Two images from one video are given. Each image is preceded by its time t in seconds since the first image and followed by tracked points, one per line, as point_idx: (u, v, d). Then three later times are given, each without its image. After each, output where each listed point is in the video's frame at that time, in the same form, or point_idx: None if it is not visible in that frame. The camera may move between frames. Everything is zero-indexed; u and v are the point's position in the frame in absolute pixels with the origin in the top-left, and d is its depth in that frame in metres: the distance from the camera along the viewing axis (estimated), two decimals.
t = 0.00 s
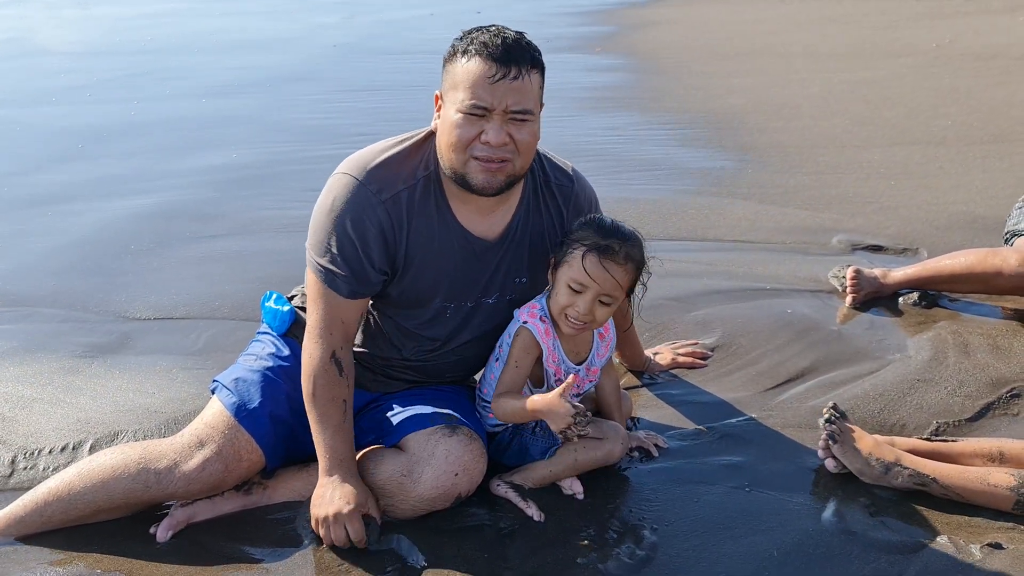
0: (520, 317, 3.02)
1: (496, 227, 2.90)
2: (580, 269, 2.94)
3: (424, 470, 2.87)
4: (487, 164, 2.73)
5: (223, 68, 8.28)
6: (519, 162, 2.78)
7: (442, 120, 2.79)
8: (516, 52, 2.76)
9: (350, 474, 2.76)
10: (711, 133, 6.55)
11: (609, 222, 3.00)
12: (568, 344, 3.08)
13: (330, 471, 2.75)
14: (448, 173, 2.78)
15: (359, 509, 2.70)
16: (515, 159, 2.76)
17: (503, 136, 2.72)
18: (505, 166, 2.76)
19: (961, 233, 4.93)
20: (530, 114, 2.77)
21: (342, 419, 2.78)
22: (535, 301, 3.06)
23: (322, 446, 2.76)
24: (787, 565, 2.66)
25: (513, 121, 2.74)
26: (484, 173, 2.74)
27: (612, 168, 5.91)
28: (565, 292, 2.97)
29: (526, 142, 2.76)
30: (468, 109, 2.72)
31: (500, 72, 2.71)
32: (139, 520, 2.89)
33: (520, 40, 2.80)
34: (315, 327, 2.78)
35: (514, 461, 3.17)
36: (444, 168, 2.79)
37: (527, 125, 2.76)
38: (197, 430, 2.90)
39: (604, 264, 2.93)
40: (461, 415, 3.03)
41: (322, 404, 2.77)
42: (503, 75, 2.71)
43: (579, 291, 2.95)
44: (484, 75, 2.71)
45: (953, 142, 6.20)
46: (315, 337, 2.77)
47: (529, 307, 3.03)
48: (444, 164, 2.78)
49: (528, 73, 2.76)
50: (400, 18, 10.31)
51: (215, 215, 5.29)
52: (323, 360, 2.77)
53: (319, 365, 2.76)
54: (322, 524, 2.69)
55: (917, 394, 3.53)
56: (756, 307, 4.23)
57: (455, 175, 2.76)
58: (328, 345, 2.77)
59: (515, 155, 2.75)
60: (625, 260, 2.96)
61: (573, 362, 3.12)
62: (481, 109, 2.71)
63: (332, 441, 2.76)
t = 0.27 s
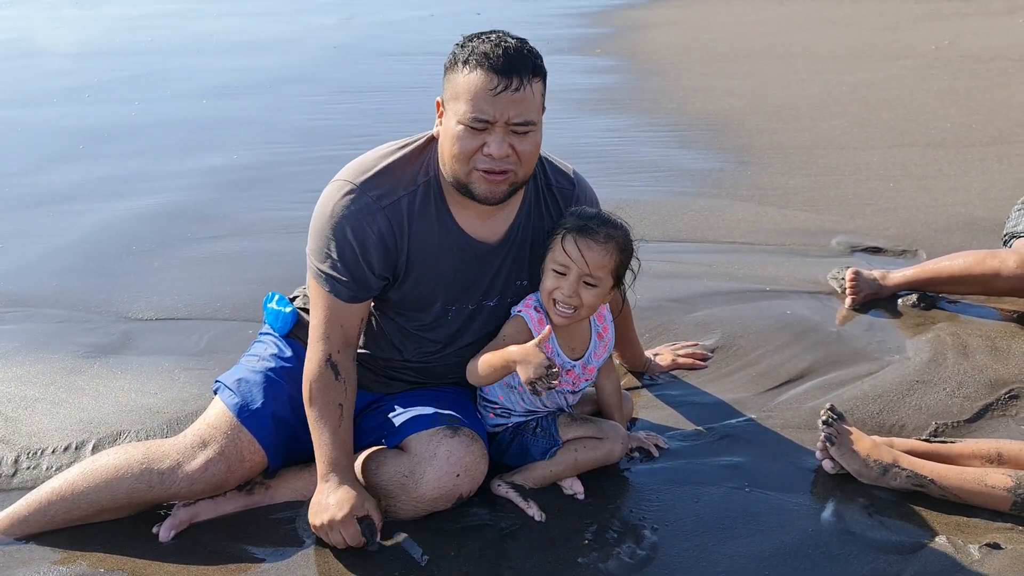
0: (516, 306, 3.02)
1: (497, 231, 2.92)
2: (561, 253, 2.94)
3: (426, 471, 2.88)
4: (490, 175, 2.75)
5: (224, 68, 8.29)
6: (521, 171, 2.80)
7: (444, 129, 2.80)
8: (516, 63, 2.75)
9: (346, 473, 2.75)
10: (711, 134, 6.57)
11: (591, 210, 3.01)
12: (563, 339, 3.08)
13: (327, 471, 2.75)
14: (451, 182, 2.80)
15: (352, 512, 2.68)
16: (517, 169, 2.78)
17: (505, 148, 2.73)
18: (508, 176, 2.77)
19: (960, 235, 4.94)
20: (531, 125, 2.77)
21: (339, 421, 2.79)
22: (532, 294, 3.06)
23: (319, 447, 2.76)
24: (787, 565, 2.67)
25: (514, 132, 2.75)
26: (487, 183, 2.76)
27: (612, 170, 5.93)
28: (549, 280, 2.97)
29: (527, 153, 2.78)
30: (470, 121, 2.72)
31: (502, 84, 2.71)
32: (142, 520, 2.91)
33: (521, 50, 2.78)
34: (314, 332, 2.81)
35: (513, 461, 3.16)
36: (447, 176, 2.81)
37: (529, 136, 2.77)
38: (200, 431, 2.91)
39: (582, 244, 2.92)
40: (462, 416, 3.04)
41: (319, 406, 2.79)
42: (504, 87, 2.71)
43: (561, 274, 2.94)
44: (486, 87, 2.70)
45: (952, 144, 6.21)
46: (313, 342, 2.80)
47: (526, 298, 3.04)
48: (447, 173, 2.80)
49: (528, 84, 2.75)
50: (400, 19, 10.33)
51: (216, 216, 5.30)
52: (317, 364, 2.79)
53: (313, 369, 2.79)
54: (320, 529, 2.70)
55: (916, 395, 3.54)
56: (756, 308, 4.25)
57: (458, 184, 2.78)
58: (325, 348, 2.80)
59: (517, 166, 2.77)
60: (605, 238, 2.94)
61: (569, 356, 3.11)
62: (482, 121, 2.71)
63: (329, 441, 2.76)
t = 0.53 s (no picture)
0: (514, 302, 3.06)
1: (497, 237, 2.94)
2: (550, 242, 2.96)
3: (426, 472, 2.89)
4: (479, 202, 2.75)
5: (224, 72, 8.31)
6: (512, 197, 2.78)
7: (441, 145, 2.76)
8: (514, 100, 2.64)
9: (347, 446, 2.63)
10: (710, 138, 6.59)
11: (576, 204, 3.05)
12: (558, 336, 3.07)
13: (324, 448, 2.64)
14: (444, 196, 2.80)
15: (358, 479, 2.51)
16: (507, 197, 2.76)
17: (495, 181, 2.70)
18: (497, 203, 2.77)
19: (959, 238, 4.96)
20: (525, 158, 2.71)
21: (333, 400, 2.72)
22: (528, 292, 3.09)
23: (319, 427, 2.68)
24: (786, 567, 2.68)
25: (506, 165, 2.70)
26: (476, 207, 2.76)
27: (612, 173, 5.95)
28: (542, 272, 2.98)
29: (518, 183, 2.74)
30: (462, 153, 2.67)
31: (495, 124, 2.62)
32: (143, 522, 2.92)
33: (520, 84, 2.66)
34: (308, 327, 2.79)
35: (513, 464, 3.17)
36: (441, 190, 2.80)
37: (522, 167, 2.72)
38: (201, 433, 2.92)
39: (569, 229, 2.96)
40: (463, 419, 3.06)
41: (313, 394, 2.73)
42: (498, 127, 2.62)
43: (553, 263, 2.96)
44: (479, 124, 2.62)
45: (951, 148, 6.23)
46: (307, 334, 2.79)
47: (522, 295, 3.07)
48: (441, 186, 2.80)
49: (525, 122, 2.66)
50: (400, 23, 10.35)
51: (216, 218, 5.32)
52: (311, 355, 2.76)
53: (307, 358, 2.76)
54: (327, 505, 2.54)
55: (915, 397, 3.55)
56: (755, 311, 4.26)
57: (451, 201, 2.79)
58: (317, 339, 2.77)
59: (508, 194, 2.75)
60: (591, 223, 2.98)
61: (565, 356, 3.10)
62: (474, 155, 2.67)
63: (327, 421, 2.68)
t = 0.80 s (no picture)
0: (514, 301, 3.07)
1: (496, 242, 2.94)
2: (552, 239, 3.00)
3: (426, 475, 2.89)
4: (490, 208, 2.74)
5: (224, 75, 8.32)
6: (521, 201, 2.79)
7: (448, 153, 2.74)
8: (527, 105, 2.65)
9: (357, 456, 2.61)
10: (709, 141, 6.59)
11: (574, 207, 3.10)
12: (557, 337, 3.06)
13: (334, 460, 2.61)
14: (451, 202, 2.79)
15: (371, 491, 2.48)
16: (517, 202, 2.77)
17: (507, 186, 2.70)
18: (507, 208, 2.77)
19: (958, 241, 4.96)
20: (535, 162, 2.72)
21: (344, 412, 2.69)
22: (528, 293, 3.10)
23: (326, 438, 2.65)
24: (784, 569, 2.68)
25: (517, 170, 2.70)
26: (486, 213, 2.76)
27: (611, 175, 5.95)
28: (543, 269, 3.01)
29: (528, 187, 2.76)
30: (474, 160, 2.66)
31: (510, 130, 2.62)
32: (142, 525, 2.91)
33: (531, 89, 2.67)
34: (310, 332, 2.78)
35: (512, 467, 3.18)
36: (448, 197, 2.79)
37: (532, 171, 2.73)
38: (200, 435, 2.92)
39: (570, 226, 3.00)
40: (461, 422, 3.06)
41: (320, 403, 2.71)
42: (513, 133, 2.62)
43: (554, 259, 2.99)
44: (493, 130, 2.62)
45: (950, 151, 6.24)
46: (311, 340, 2.78)
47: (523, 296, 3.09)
48: (448, 193, 2.78)
49: (538, 128, 2.67)
50: (400, 26, 10.36)
51: (216, 221, 5.32)
52: (316, 362, 2.74)
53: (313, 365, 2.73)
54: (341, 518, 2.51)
55: (914, 400, 3.56)
56: (754, 314, 4.27)
57: (459, 207, 2.78)
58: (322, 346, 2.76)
59: (517, 199, 2.76)
60: (592, 221, 3.02)
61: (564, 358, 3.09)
62: (487, 161, 2.66)
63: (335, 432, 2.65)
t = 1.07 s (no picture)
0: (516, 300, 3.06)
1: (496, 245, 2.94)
2: (553, 236, 3.01)
3: (423, 478, 2.88)
4: (490, 214, 2.74)
5: (224, 77, 8.32)
6: (520, 205, 2.78)
7: (445, 161, 2.73)
8: (522, 109, 2.64)
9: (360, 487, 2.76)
10: (709, 144, 6.59)
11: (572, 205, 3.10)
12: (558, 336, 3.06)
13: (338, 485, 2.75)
14: (451, 210, 2.79)
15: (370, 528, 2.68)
16: (517, 206, 2.76)
17: (506, 192, 2.70)
18: (507, 214, 2.77)
19: (957, 244, 4.96)
20: (533, 165, 2.71)
21: (348, 433, 2.79)
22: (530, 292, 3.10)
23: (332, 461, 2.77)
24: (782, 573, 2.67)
25: (516, 175, 2.70)
26: (487, 220, 2.76)
27: (611, 178, 5.95)
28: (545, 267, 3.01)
29: (527, 191, 2.75)
30: (472, 167, 2.66)
31: (505, 136, 2.61)
32: (138, 528, 2.90)
33: (524, 92, 2.66)
34: (318, 345, 2.82)
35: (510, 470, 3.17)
36: (447, 205, 2.78)
37: (530, 175, 2.72)
38: (197, 438, 2.91)
39: (571, 224, 3.01)
40: (459, 424, 3.05)
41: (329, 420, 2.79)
42: (509, 138, 2.62)
43: (556, 257, 3.00)
44: (489, 137, 2.61)
45: (950, 154, 6.23)
46: (319, 353, 2.81)
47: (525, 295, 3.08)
48: (447, 201, 2.77)
49: (533, 131, 2.66)
50: (399, 29, 10.36)
51: (214, 224, 5.32)
52: (325, 377, 2.80)
53: (322, 381, 2.80)
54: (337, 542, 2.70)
55: (913, 403, 3.55)
56: (753, 317, 4.26)
57: (459, 215, 2.77)
58: (332, 360, 2.81)
59: (517, 203, 2.75)
60: (592, 218, 3.03)
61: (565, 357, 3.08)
62: (485, 168, 2.65)
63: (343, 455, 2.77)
